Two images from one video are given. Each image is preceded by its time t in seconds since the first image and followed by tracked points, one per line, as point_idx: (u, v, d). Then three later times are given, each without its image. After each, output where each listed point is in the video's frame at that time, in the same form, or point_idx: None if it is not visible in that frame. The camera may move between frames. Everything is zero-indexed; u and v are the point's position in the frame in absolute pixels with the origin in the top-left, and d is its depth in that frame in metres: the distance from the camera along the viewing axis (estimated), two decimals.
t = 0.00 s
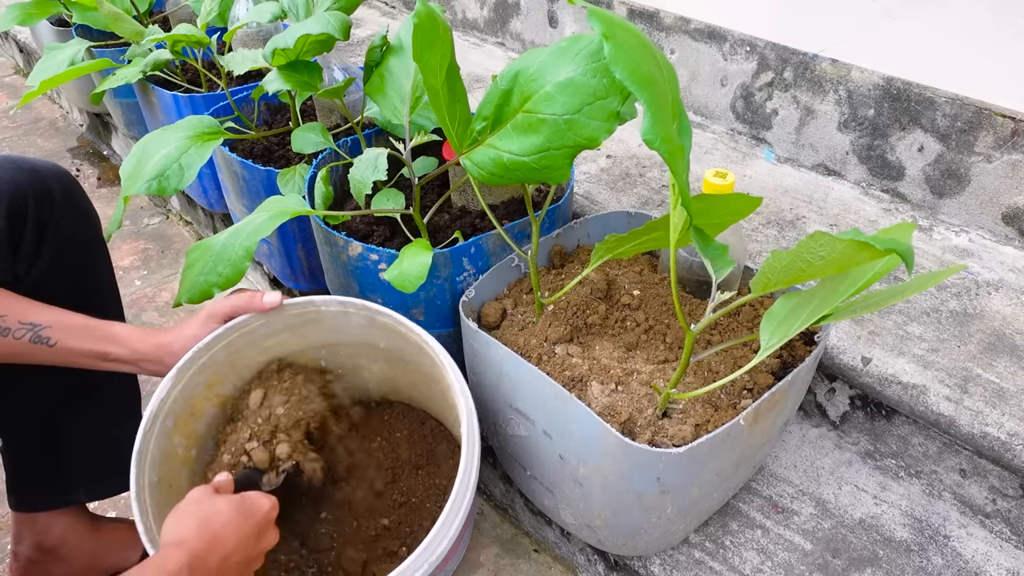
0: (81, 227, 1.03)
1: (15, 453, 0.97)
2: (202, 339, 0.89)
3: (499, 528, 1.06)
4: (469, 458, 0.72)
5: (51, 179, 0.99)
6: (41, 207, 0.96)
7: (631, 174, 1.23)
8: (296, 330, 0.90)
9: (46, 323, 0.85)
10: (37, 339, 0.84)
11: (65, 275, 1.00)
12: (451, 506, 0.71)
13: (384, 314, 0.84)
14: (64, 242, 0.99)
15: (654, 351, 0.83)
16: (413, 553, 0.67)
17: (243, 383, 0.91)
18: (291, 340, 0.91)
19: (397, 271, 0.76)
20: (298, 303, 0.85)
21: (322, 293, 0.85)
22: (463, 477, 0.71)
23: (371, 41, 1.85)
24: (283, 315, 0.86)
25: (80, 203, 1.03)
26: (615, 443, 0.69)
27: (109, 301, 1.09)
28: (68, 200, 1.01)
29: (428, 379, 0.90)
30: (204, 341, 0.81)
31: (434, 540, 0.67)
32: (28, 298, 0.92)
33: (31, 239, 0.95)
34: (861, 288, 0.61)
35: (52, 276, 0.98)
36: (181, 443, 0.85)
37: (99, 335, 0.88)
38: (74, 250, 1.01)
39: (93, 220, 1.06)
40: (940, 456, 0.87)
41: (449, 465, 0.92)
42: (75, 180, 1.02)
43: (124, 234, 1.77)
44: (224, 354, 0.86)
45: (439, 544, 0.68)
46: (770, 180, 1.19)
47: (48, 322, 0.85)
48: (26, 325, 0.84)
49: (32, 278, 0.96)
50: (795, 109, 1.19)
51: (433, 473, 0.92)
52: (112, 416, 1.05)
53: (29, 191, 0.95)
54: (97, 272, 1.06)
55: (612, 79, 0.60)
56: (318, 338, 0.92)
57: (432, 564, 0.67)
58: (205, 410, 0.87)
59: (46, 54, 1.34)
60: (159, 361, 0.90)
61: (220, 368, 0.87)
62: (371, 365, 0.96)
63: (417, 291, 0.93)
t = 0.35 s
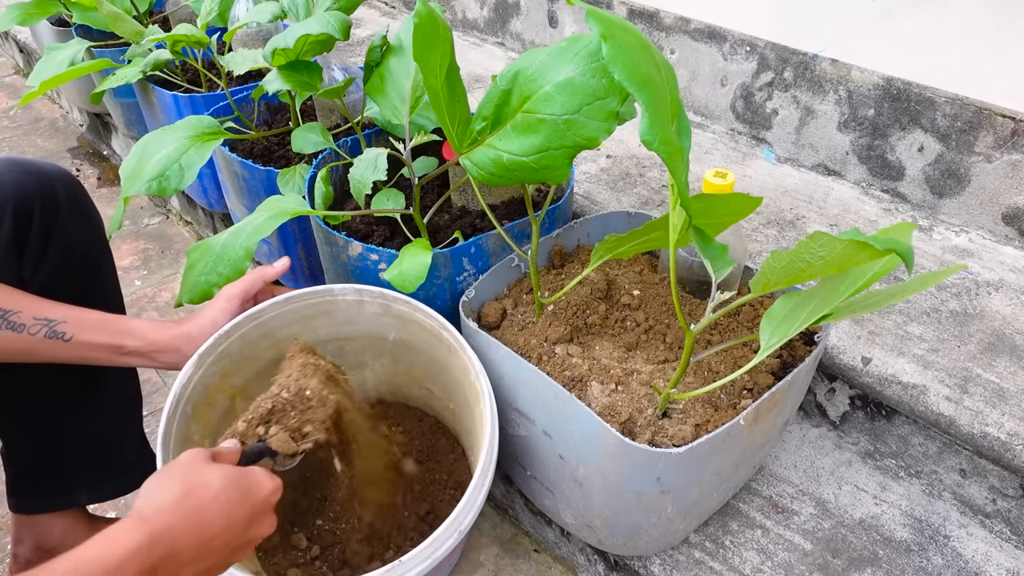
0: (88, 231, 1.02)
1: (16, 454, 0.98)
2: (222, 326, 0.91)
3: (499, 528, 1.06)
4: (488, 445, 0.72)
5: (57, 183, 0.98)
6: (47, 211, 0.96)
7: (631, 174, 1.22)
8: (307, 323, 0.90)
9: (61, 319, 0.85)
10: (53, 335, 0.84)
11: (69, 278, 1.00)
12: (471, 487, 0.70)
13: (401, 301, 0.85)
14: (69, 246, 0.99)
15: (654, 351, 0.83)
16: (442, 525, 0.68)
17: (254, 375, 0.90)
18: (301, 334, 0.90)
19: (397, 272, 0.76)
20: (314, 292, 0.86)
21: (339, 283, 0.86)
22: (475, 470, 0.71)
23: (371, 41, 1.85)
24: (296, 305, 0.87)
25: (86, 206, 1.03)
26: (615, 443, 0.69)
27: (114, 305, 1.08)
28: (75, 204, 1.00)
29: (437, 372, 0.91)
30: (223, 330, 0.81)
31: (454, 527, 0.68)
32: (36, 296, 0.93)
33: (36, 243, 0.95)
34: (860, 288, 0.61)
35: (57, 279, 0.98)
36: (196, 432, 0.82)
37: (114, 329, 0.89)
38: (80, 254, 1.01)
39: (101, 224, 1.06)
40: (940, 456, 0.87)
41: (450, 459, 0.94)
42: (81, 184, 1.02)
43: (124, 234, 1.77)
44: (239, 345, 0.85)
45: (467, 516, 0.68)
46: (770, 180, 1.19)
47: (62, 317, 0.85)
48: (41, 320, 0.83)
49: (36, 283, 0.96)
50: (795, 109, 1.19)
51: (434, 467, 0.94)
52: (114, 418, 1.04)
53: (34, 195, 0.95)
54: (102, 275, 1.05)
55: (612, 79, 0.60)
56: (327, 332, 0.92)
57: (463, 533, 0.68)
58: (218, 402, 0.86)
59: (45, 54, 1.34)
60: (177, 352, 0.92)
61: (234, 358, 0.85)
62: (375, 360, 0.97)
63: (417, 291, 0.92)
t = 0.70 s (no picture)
0: (93, 233, 1.02)
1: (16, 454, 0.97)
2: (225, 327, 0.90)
3: (499, 527, 1.06)
4: (491, 446, 0.72)
5: (63, 184, 0.98)
6: (53, 213, 0.96)
7: (631, 174, 1.23)
8: (309, 324, 0.90)
9: (62, 320, 0.85)
10: (53, 337, 0.84)
11: (73, 280, 1.00)
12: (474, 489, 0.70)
13: (404, 304, 0.84)
14: (75, 248, 0.99)
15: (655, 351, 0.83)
16: (446, 529, 0.67)
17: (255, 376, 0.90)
18: (302, 334, 0.90)
19: (397, 271, 0.76)
20: (317, 293, 0.86)
21: (342, 284, 0.86)
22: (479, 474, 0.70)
23: (371, 41, 1.85)
24: (300, 305, 0.86)
25: (91, 208, 1.03)
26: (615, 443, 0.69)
27: (116, 306, 1.08)
28: (80, 206, 1.00)
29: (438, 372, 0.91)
30: (225, 331, 0.81)
31: (458, 530, 0.67)
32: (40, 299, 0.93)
33: (42, 246, 0.95)
34: (861, 288, 0.61)
35: (61, 282, 0.99)
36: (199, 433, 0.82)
37: (117, 330, 0.90)
38: (84, 256, 1.01)
39: (104, 225, 1.05)
40: (940, 456, 0.87)
41: (450, 459, 0.93)
42: (87, 185, 1.01)
43: (124, 234, 1.77)
44: (241, 346, 0.84)
45: (472, 518, 0.68)
46: (770, 180, 1.19)
47: (64, 319, 0.85)
48: (42, 322, 0.83)
49: (40, 286, 0.96)
50: (795, 109, 1.19)
51: (434, 468, 0.94)
52: (115, 421, 1.04)
53: (41, 196, 0.94)
54: (106, 277, 1.06)
55: (612, 79, 0.61)
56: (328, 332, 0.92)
57: (467, 536, 0.68)
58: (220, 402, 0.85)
59: (46, 54, 1.34)
60: (180, 352, 0.93)
61: (236, 359, 0.85)
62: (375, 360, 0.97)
63: (417, 291, 0.92)
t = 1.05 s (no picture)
0: (88, 232, 1.02)
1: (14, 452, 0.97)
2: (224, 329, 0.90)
3: (499, 528, 1.06)
4: (491, 447, 0.72)
5: (57, 185, 0.98)
6: (47, 212, 0.96)
7: (631, 174, 1.22)
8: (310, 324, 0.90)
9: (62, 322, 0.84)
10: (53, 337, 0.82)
11: (69, 279, 1.00)
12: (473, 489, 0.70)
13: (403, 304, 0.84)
14: (70, 247, 0.99)
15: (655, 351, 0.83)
16: (445, 528, 0.68)
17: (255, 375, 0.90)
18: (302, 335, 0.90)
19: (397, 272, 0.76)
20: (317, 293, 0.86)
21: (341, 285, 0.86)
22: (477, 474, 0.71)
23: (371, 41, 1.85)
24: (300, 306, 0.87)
25: (86, 208, 1.02)
26: (615, 443, 0.69)
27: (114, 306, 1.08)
28: (75, 205, 1.00)
29: (440, 372, 0.91)
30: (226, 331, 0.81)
31: (456, 530, 0.67)
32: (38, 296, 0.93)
33: (36, 244, 0.95)
34: (860, 288, 0.61)
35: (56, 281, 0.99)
36: (199, 433, 0.82)
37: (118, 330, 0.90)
38: (79, 256, 1.01)
39: (100, 225, 1.05)
40: (940, 456, 0.87)
41: (451, 460, 0.93)
42: (81, 185, 1.01)
43: (124, 234, 1.77)
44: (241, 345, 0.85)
45: (470, 519, 0.68)
46: (770, 180, 1.19)
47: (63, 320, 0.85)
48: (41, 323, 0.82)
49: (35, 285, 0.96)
50: (795, 109, 1.19)
51: (435, 468, 0.94)
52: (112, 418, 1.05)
53: (34, 196, 0.94)
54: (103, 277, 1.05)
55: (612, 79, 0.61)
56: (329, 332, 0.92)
57: (465, 536, 0.68)
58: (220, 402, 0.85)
59: (46, 55, 1.34)
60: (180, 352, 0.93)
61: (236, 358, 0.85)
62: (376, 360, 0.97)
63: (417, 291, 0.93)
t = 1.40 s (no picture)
0: (92, 229, 1.02)
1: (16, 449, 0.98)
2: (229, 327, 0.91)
3: (500, 527, 1.06)
4: (491, 446, 0.73)
5: (62, 182, 0.98)
6: (52, 210, 0.96)
7: (631, 175, 1.23)
8: (312, 322, 0.90)
9: (65, 319, 0.87)
10: (58, 335, 0.86)
11: (73, 276, 1.01)
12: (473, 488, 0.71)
13: (404, 303, 0.85)
14: (74, 245, 0.99)
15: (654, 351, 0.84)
16: (444, 526, 0.68)
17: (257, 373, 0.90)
18: (304, 334, 0.91)
19: (397, 271, 0.76)
20: (318, 291, 0.86)
21: (343, 283, 0.86)
22: (476, 472, 0.71)
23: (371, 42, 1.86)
24: (301, 305, 0.87)
25: (90, 204, 1.03)
26: (614, 442, 0.69)
27: (116, 300, 1.09)
28: (80, 203, 1.00)
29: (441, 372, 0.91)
30: (228, 329, 0.81)
31: (455, 528, 0.68)
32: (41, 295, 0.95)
33: (42, 242, 0.95)
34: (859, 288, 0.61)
35: (61, 278, 1.00)
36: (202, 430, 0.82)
37: (121, 328, 0.91)
38: (83, 253, 1.01)
39: (104, 222, 1.06)
40: (939, 456, 0.87)
41: (452, 460, 0.94)
42: (86, 182, 1.02)
43: (125, 234, 1.77)
44: (243, 343, 0.85)
45: (468, 518, 0.69)
46: (770, 180, 1.19)
47: (67, 318, 0.87)
48: (46, 321, 0.85)
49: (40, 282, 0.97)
50: (794, 109, 1.19)
51: (436, 468, 0.94)
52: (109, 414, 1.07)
53: (40, 194, 0.95)
54: (107, 273, 1.07)
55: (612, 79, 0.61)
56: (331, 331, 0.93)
57: (463, 535, 0.68)
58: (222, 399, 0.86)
59: (47, 55, 1.35)
60: (181, 351, 0.94)
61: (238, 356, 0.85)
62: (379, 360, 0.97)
63: (417, 291, 0.93)
